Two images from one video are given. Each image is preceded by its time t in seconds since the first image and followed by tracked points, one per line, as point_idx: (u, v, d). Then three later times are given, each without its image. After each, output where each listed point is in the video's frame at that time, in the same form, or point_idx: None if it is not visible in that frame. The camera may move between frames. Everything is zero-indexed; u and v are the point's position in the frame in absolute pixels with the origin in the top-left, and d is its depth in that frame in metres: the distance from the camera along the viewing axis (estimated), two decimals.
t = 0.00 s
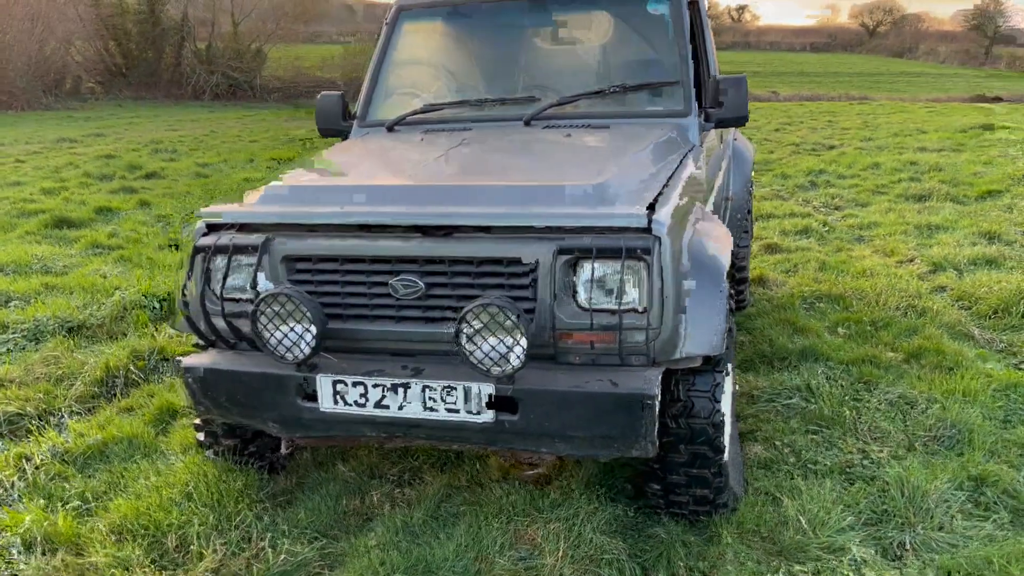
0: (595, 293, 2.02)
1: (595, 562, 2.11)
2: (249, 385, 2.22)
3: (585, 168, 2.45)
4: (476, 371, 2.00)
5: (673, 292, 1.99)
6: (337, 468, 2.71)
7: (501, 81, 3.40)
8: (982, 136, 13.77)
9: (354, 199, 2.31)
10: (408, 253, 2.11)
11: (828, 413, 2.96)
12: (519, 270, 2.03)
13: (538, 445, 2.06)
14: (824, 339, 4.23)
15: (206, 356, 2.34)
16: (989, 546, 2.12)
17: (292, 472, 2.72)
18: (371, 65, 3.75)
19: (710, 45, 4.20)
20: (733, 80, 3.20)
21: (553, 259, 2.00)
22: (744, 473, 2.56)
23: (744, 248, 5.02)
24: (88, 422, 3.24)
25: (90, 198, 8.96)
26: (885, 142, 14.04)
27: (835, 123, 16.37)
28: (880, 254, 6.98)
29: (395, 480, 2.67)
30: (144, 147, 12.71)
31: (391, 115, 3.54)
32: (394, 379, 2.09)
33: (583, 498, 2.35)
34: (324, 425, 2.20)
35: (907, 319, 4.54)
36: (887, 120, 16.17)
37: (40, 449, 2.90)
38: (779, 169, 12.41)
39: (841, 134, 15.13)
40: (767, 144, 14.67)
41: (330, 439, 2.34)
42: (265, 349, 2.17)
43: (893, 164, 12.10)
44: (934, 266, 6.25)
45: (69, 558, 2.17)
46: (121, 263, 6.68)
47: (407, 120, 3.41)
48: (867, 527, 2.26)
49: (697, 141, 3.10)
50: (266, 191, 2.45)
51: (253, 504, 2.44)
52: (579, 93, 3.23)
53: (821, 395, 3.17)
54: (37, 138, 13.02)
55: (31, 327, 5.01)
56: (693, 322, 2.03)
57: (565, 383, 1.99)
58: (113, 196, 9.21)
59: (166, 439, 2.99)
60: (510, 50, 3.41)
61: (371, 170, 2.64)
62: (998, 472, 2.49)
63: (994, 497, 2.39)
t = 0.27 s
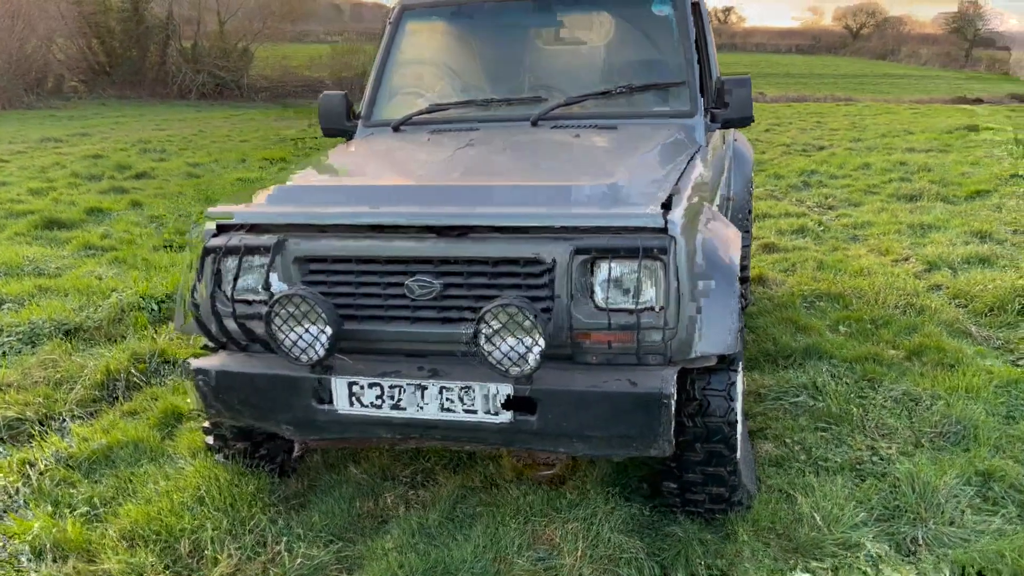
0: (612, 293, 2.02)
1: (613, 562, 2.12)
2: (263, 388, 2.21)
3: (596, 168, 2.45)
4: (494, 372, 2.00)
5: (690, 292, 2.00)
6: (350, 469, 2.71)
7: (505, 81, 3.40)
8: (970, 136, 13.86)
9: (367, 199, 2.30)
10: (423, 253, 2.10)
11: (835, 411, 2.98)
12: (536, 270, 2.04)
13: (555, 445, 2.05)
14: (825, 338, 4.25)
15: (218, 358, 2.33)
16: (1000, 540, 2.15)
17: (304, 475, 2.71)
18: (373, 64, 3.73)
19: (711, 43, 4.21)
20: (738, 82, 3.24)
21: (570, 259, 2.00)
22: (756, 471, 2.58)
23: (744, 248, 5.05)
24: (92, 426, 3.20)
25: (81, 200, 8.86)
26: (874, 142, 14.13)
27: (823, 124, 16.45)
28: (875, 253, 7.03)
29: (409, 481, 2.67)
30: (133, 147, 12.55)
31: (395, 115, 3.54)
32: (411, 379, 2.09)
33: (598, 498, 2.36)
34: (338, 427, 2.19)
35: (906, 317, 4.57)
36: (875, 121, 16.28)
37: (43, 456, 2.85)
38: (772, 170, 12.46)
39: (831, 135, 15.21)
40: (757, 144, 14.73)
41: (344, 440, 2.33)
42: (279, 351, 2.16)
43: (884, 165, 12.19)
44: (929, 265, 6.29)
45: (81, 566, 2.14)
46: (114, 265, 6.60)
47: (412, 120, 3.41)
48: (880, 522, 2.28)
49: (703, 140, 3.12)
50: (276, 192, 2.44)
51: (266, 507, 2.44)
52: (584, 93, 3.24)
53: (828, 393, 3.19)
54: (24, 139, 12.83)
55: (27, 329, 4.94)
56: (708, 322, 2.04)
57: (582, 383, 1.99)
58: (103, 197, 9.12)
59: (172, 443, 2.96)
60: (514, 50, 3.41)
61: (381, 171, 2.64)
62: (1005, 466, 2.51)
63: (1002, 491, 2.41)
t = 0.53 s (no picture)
0: (609, 290, 2.00)
1: (609, 561, 2.11)
2: (257, 386, 2.19)
3: (594, 165, 2.44)
4: (488, 369, 1.98)
5: (687, 289, 1.99)
6: (346, 468, 2.70)
7: (503, 78, 3.39)
8: (968, 137, 13.89)
9: (362, 196, 2.30)
10: (418, 250, 2.08)
11: (833, 409, 2.97)
12: (532, 266, 2.02)
13: (550, 443, 2.05)
14: (825, 336, 4.25)
15: (213, 355, 2.31)
16: (997, 538, 2.13)
17: (300, 473, 2.71)
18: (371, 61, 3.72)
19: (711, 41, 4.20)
20: (739, 76, 3.16)
21: (565, 256, 1.98)
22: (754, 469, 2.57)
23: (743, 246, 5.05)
24: (87, 424, 3.19)
25: (79, 197, 8.85)
26: (873, 141, 14.11)
27: (822, 124, 16.44)
28: (875, 252, 7.03)
29: (405, 479, 2.66)
30: (134, 144, 12.55)
31: (392, 112, 3.52)
32: (405, 377, 2.07)
33: (595, 497, 2.35)
34: (333, 425, 2.19)
35: (906, 316, 4.56)
36: (874, 120, 16.27)
37: (36, 452, 2.84)
38: (772, 169, 12.46)
39: (832, 134, 15.20)
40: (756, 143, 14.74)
41: (339, 439, 2.32)
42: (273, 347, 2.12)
43: (884, 164, 12.18)
44: (929, 264, 6.28)
45: (71, 564, 2.12)
46: (114, 262, 6.61)
47: (409, 117, 3.40)
48: (877, 520, 2.27)
49: (702, 137, 3.10)
50: (272, 188, 2.42)
51: (261, 505, 2.43)
52: (583, 90, 3.23)
53: (826, 391, 3.18)
54: (22, 136, 12.84)
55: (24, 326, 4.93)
56: (705, 319, 2.03)
57: (577, 380, 1.98)
58: (102, 194, 9.13)
59: (168, 441, 2.96)
60: (513, 47, 3.41)
61: (377, 167, 2.63)
62: (1002, 465, 2.50)
63: (1000, 489, 2.40)
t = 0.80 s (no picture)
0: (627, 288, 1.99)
1: (627, 561, 2.10)
2: (268, 387, 2.15)
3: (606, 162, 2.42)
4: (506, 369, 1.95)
5: (706, 287, 1.97)
6: (354, 470, 2.67)
7: (508, 75, 3.36)
8: (952, 135, 14.00)
9: (373, 194, 2.26)
10: (433, 249, 2.06)
11: (841, 406, 2.97)
12: (550, 265, 2.00)
13: (567, 444, 2.02)
14: (825, 334, 4.25)
15: (221, 357, 2.26)
16: (1011, 534, 2.13)
17: (308, 476, 2.67)
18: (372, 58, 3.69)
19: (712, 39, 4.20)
20: (747, 73, 3.20)
21: (584, 254, 1.96)
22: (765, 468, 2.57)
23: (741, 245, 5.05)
24: (85, 429, 3.13)
25: (64, 197, 8.73)
26: (860, 139, 14.20)
27: (807, 122, 16.51)
28: (868, 250, 7.06)
29: (415, 481, 2.63)
30: (115, 143, 12.41)
31: (394, 109, 3.49)
32: (419, 378, 2.04)
33: (609, 497, 2.34)
34: (345, 427, 2.15)
35: (904, 313, 4.58)
36: (859, 119, 16.38)
37: (35, 457, 2.78)
38: (761, 167, 12.50)
39: (817, 133, 15.26)
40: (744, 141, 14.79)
41: (350, 441, 2.28)
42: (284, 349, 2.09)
43: (871, 162, 12.26)
44: (923, 262, 6.31)
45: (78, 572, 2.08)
46: (103, 263, 6.52)
47: (412, 115, 3.36)
48: (891, 518, 2.27)
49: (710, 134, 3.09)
50: (279, 186, 2.38)
51: (271, 509, 2.39)
52: (589, 86, 3.21)
53: (833, 388, 3.18)
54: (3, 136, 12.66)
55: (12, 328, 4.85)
56: (723, 317, 2.02)
57: (596, 380, 1.96)
58: (87, 194, 9.02)
59: (170, 445, 2.91)
60: (518, 44, 3.38)
61: (385, 165, 2.59)
62: (1013, 462, 2.50)
63: (1011, 485, 2.40)
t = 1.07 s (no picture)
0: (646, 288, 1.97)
1: (645, 562, 2.08)
2: (279, 391, 2.11)
3: (617, 160, 2.40)
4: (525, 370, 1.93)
5: (726, 286, 1.96)
6: (361, 473, 2.63)
7: (510, 72, 3.33)
8: (930, 131, 14.16)
9: (383, 194, 2.22)
10: (449, 249, 2.02)
11: (847, 404, 2.97)
12: (568, 265, 1.98)
13: (586, 446, 2.00)
14: (823, 330, 4.27)
15: (229, 360, 2.22)
16: None
17: (315, 480, 2.63)
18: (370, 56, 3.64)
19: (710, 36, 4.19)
20: (751, 70, 3.22)
21: (603, 253, 1.94)
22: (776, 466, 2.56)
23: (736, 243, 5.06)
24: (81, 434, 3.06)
25: (43, 197, 8.58)
26: (841, 136, 14.33)
27: (784, 119, 16.61)
28: (857, 246, 7.11)
29: (423, 483, 2.60)
30: (89, 143, 12.21)
31: (394, 108, 3.45)
32: (435, 380, 2.01)
33: (623, 498, 2.32)
34: (357, 431, 2.11)
35: (899, 309, 4.61)
36: (836, 115, 16.51)
37: (32, 463, 2.70)
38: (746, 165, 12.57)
39: (797, 130, 15.36)
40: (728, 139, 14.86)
41: (361, 444, 2.25)
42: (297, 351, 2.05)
43: (853, 158, 12.37)
44: (912, 257, 6.37)
45: None
46: (86, 264, 6.40)
47: (413, 112, 3.32)
48: (906, 516, 2.27)
49: (714, 131, 3.08)
50: (286, 186, 2.34)
51: (281, 514, 2.35)
52: (593, 84, 3.19)
53: (837, 386, 3.19)
54: None
55: None
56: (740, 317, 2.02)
57: (615, 381, 1.94)
58: (66, 194, 8.86)
59: (171, 449, 2.85)
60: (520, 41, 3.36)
61: (392, 163, 2.56)
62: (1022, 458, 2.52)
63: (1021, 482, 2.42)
